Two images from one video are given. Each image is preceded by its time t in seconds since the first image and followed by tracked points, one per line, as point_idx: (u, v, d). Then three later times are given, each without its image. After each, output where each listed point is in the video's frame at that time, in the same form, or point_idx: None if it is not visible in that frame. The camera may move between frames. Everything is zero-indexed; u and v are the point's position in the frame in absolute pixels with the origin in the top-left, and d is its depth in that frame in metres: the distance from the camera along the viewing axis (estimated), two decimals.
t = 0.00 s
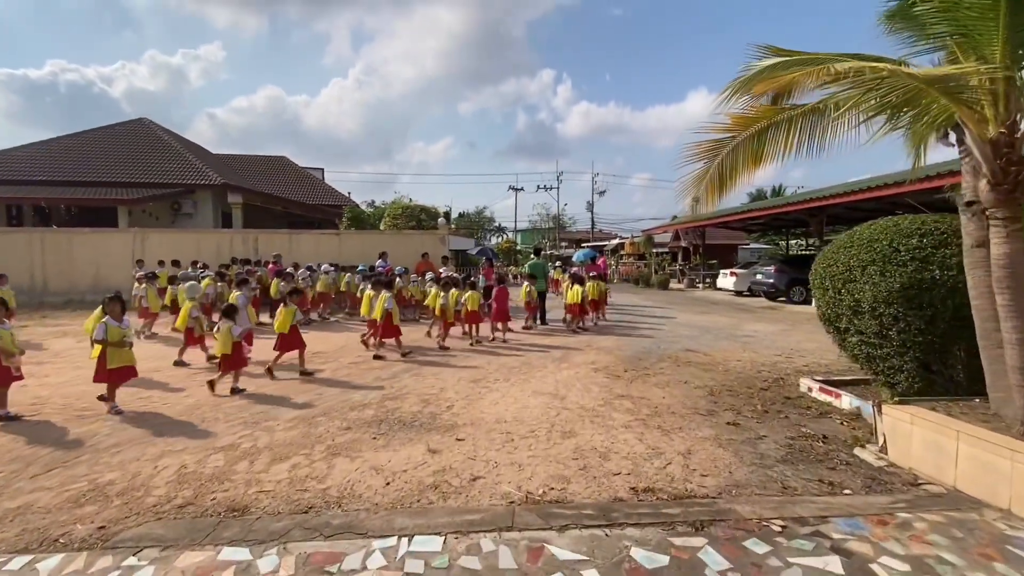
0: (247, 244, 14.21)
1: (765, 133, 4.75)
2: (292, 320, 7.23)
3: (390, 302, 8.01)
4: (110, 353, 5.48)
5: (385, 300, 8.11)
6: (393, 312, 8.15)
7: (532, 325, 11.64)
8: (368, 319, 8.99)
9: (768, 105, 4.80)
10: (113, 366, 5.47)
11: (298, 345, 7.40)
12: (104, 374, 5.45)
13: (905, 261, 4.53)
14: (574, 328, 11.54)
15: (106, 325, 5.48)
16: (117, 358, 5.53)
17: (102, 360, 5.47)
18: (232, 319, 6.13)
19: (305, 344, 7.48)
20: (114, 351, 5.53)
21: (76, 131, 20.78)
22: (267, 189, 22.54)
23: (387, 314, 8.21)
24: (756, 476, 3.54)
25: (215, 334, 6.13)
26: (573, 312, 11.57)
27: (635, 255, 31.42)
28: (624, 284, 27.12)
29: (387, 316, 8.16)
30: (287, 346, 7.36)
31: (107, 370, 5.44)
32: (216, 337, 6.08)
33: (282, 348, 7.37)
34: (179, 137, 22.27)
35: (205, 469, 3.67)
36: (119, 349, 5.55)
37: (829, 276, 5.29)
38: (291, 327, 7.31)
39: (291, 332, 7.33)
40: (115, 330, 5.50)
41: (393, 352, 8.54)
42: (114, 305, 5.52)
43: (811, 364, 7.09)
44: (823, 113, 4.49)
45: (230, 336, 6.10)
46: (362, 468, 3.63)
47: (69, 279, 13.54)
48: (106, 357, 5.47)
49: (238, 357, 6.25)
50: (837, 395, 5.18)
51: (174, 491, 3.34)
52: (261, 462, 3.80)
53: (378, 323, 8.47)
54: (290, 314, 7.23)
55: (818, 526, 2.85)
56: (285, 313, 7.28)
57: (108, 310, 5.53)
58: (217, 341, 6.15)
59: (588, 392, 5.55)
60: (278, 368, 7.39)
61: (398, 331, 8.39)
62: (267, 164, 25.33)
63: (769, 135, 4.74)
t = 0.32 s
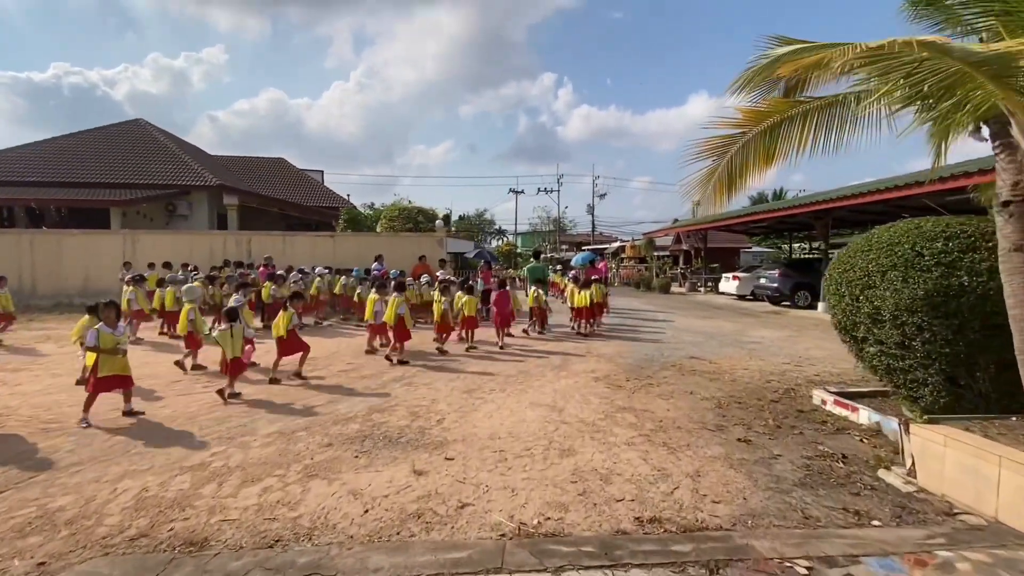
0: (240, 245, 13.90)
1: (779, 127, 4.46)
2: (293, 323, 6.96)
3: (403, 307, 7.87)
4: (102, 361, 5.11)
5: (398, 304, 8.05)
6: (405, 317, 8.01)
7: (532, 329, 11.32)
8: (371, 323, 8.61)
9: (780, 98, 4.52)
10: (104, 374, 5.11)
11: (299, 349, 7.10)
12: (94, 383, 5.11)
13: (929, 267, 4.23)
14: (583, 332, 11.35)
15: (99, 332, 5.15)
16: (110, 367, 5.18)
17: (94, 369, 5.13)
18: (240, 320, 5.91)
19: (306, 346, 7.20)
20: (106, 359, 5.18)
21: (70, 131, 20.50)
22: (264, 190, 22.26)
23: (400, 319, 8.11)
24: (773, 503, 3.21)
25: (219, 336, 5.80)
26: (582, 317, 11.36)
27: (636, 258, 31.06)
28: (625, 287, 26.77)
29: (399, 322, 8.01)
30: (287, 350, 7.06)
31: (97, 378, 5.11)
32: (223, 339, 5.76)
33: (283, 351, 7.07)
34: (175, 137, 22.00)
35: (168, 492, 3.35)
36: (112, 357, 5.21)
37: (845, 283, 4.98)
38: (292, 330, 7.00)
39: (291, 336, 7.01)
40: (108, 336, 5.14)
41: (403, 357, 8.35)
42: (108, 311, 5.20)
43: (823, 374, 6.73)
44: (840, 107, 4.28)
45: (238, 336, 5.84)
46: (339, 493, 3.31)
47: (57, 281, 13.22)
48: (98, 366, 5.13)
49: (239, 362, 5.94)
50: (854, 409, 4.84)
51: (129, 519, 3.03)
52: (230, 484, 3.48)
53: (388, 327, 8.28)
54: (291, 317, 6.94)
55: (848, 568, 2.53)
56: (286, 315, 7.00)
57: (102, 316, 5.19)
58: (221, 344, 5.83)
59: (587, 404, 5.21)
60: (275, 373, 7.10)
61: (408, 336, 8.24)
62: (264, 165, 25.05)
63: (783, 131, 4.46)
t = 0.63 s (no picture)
0: (234, 246, 13.59)
1: (798, 118, 4.13)
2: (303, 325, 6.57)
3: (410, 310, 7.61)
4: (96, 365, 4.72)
5: (404, 308, 7.67)
6: (413, 320, 7.74)
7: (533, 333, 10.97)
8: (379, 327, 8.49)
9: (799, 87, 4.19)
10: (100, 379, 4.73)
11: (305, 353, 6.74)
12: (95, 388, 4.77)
13: (963, 269, 3.88)
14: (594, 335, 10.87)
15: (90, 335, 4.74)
16: (103, 371, 4.78)
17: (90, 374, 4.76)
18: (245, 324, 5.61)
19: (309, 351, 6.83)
20: (99, 363, 4.77)
21: (67, 131, 20.24)
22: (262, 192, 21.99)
23: (406, 323, 7.75)
24: (799, 536, 2.84)
25: (227, 343, 5.47)
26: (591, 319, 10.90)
27: (638, 261, 30.66)
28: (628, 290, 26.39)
29: (406, 325, 7.74)
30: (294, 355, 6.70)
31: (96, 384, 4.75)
32: (229, 344, 5.45)
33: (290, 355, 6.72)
34: (172, 138, 21.74)
35: (121, 519, 3.01)
36: (106, 360, 4.81)
37: (866, 287, 4.62)
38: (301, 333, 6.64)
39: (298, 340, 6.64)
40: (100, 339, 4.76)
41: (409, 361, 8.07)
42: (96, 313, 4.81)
43: (837, 384, 6.36)
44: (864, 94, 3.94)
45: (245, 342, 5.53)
46: (311, 521, 2.96)
47: (46, 283, 12.92)
48: (93, 371, 4.75)
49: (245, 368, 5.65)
50: (877, 423, 4.49)
51: (70, 552, 2.68)
52: (191, 508, 3.13)
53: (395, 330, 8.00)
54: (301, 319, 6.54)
55: None
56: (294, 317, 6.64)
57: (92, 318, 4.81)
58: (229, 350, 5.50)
59: (588, 417, 4.85)
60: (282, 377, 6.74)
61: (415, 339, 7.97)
62: (262, 166, 24.79)
63: (801, 121, 4.12)
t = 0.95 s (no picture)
0: (229, 249, 13.32)
1: (823, 110, 3.80)
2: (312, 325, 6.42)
3: (418, 312, 7.43)
4: (99, 374, 4.53)
5: (412, 310, 7.56)
6: (421, 323, 7.54)
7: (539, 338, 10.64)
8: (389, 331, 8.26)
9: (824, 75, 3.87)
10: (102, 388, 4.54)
11: (314, 357, 6.46)
12: (96, 397, 4.53)
13: (1005, 274, 3.52)
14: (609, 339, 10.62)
15: (88, 343, 4.50)
16: (105, 379, 4.61)
17: (91, 383, 4.53)
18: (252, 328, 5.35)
19: (320, 353, 6.59)
20: (101, 371, 4.58)
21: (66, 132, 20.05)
22: (262, 193, 21.76)
23: (415, 325, 7.61)
24: None
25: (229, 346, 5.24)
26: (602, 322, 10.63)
27: (642, 264, 30.29)
28: (632, 294, 26.01)
29: (415, 328, 7.54)
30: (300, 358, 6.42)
31: (99, 392, 4.53)
32: (234, 348, 5.22)
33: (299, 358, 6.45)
34: (171, 139, 21.54)
35: (76, 553, 2.70)
36: (106, 367, 4.62)
37: (895, 292, 4.28)
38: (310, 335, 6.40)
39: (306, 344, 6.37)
40: (101, 346, 4.54)
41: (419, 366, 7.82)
42: (88, 317, 4.55)
43: (857, 395, 6.01)
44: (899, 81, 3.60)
45: (249, 346, 5.29)
46: (285, 554, 2.65)
47: (39, 285, 12.68)
48: (94, 378, 4.54)
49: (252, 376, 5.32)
50: (908, 440, 4.14)
51: None
52: (154, 539, 2.83)
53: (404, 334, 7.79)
54: (309, 320, 6.40)
55: None
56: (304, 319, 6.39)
57: (84, 324, 4.52)
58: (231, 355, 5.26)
59: (595, 431, 4.53)
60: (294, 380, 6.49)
61: (426, 343, 7.74)
62: (263, 168, 24.58)
63: (827, 113, 3.79)
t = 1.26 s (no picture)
0: (226, 250, 13.03)
1: (859, 95, 3.45)
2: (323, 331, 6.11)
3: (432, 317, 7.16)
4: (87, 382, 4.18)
5: (426, 315, 7.28)
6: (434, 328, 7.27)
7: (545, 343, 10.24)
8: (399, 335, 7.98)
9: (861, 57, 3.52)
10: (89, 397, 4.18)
11: (325, 363, 6.16)
12: (75, 408, 4.14)
13: None
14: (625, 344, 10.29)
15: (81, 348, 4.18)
16: (94, 389, 4.24)
17: (75, 391, 4.18)
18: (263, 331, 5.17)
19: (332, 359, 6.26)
20: (90, 380, 4.23)
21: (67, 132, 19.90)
22: (262, 194, 21.52)
23: (428, 330, 7.33)
24: None
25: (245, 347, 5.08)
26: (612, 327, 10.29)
27: (647, 268, 29.87)
28: (637, 298, 25.59)
29: (428, 333, 7.26)
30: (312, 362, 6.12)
31: (79, 403, 4.16)
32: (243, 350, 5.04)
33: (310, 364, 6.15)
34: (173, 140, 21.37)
35: None
36: (97, 376, 4.27)
37: (936, 299, 3.90)
38: (322, 340, 6.10)
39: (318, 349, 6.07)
40: (94, 352, 4.21)
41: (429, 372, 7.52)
42: (86, 322, 4.28)
43: (883, 408, 5.61)
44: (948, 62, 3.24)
45: (258, 348, 5.09)
46: None
47: (33, 287, 12.42)
48: (79, 387, 4.19)
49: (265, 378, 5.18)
50: (950, 462, 3.77)
51: None
52: None
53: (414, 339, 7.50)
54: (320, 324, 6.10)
55: None
56: (316, 323, 6.10)
57: (79, 327, 4.23)
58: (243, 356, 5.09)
59: (603, 448, 4.16)
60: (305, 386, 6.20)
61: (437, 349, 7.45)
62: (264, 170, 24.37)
63: (864, 99, 3.44)
